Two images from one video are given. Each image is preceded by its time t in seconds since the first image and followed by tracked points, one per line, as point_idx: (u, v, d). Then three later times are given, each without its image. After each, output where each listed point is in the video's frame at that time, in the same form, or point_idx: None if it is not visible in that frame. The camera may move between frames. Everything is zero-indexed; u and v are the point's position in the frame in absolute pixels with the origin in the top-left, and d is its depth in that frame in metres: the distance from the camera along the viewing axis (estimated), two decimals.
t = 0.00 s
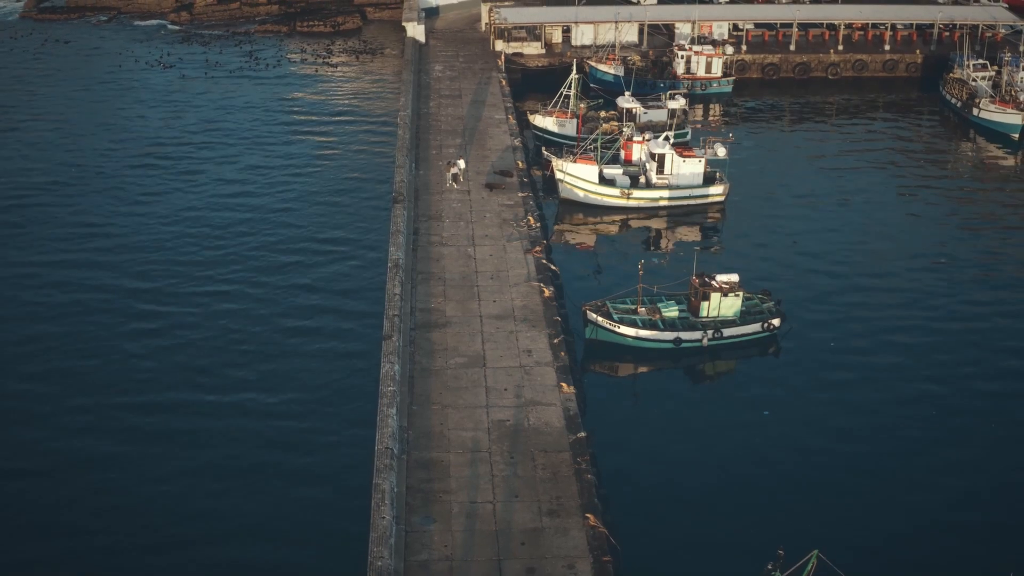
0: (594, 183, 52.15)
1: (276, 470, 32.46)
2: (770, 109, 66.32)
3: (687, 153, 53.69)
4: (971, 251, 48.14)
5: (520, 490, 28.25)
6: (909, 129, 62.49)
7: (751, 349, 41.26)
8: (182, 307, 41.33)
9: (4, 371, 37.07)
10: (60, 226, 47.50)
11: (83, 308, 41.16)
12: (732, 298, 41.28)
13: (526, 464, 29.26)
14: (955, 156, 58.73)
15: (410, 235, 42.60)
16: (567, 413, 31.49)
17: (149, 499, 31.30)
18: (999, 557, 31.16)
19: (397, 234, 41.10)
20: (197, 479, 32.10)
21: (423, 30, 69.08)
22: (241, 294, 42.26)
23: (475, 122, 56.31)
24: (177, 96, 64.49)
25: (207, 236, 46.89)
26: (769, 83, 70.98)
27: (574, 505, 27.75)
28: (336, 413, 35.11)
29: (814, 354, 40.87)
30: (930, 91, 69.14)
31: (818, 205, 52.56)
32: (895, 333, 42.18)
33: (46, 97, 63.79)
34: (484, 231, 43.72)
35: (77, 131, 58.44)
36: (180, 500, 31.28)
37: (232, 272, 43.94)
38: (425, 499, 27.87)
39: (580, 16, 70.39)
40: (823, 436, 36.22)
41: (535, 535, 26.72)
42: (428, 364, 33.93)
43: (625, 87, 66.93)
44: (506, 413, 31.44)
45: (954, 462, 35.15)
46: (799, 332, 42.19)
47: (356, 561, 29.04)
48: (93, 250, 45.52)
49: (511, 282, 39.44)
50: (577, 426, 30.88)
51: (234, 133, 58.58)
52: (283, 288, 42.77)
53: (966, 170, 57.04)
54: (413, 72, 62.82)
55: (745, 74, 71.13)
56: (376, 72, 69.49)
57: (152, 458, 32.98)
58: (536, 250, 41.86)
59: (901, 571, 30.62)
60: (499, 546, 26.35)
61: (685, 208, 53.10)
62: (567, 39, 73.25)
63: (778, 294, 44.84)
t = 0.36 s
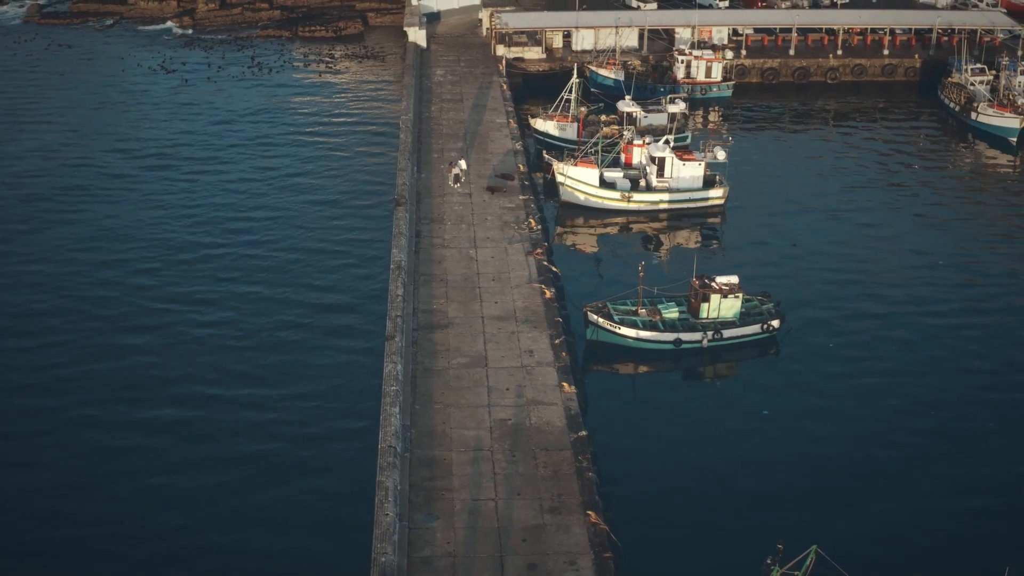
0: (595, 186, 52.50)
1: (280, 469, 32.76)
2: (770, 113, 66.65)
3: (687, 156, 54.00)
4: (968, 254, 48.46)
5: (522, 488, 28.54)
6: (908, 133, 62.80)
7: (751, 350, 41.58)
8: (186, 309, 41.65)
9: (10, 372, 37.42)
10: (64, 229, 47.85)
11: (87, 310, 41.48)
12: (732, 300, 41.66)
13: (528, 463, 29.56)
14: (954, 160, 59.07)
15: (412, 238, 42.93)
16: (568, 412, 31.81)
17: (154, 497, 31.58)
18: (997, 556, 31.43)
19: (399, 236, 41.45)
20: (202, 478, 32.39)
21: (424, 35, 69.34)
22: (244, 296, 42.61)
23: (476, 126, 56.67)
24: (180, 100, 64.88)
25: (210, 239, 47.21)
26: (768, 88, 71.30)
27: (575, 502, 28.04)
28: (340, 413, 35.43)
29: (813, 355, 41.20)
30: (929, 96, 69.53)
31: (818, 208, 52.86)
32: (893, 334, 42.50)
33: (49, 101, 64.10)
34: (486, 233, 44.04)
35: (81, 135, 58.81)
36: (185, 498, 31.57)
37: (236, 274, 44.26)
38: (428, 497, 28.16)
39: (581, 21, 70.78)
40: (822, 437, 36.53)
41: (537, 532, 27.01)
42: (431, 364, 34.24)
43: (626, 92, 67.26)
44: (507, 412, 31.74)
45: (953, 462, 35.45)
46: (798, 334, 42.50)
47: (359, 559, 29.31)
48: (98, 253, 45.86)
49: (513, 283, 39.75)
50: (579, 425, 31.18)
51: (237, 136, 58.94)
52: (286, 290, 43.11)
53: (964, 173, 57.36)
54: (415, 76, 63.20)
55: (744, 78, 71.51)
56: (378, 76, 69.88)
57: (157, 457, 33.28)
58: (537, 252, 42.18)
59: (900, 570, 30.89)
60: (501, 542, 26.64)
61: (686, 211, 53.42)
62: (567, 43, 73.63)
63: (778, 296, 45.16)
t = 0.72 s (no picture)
0: (595, 190, 52.88)
1: (284, 468, 33.04)
2: (769, 118, 67.06)
3: (686, 160, 54.40)
4: (966, 257, 48.81)
5: (524, 487, 28.85)
6: (906, 137, 63.20)
7: (750, 351, 41.93)
8: (190, 311, 41.97)
9: (15, 372, 37.71)
10: (68, 232, 48.20)
11: (92, 311, 41.81)
12: (731, 302, 42.05)
13: (529, 461, 29.89)
14: (951, 164, 59.46)
15: (414, 240, 43.30)
16: (569, 412, 32.15)
17: (159, 496, 31.86)
18: (995, 556, 31.70)
19: (402, 239, 41.83)
20: (206, 477, 32.68)
21: (425, 40, 69.97)
22: (247, 298, 42.94)
23: (477, 130, 57.08)
24: (183, 105, 65.26)
25: (214, 242, 47.56)
26: (768, 93, 71.73)
27: (576, 500, 28.37)
28: (343, 413, 35.74)
29: (812, 357, 41.53)
30: (927, 100, 69.95)
31: (817, 212, 53.24)
32: (892, 336, 42.84)
33: (53, 106, 64.48)
34: (487, 236, 44.41)
35: (85, 139, 59.18)
36: (190, 497, 31.84)
37: (239, 276, 44.60)
38: (431, 495, 28.49)
39: (581, 26, 71.22)
40: (820, 438, 36.84)
41: (539, 529, 27.32)
42: (433, 364, 34.58)
43: (626, 97, 67.68)
44: (509, 412, 32.08)
45: (951, 463, 35.74)
46: (797, 336, 42.85)
47: (363, 557, 29.59)
48: (102, 255, 46.20)
49: (514, 286, 40.12)
50: (579, 424, 31.53)
51: (240, 141, 59.32)
52: (288, 292, 43.44)
53: (962, 177, 57.73)
54: (416, 81, 63.64)
55: (744, 83, 71.95)
56: (379, 81, 70.30)
57: (162, 456, 33.57)
58: (538, 254, 42.55)
59: (897, 569, 31.18)
60: (503, 540, 26.95)
61: (685, 215, 53.80)
62: (567, 49, 74.09)
63: (776, 299, 45.52)
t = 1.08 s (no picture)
0: (595, 194, 53.22)
1: (287, 467, 33.29)
2: (768, 122, 67.44)
3: (686, 164, 54.76)
4: (964, 260, 49.10)
5: (525, 485, 29.14)
6: (905, 142, 63.57)
7: (749, 353, 42.20)
8: (193, 312, 42.24)
9: (19, 374, 37.97)
10: (72, 235, 48.49)
11: (95, 313, 42.08)
12: (731, 304, 42.34)
13: (530, 461, 30.17)
14: (950, 168, 59.78)
15: (415, 243, 43.62)
16: (570, 412, 32.45)
17: (163, 495, 32.09)
18: (993, 555, 31.97)
19: (404, 242, 42.18)
20: (210, 476, 32.91)
21: (426, 45, 70.52)
22: (250, 300, 43.22)
23: (478, 134, 57.44)
24: (185, 109, 65.63)
25: (216, 245, 47.85)
26: (767, 97, 72.12)
27: (577, 499, 28.65)
28: (346, 413, 35.96)
29: (811, 359, 41.81)
30: (925, 105, 70.33)
31: (816, 215, 53.57)
32: (891, 339, 43.13)
33: (56, 110, 64.83)
34: (488, 239, 44.73)
35: (88, 143, 59.52)
36: (193, 496, 32.08)
37: (242, 279, 44.87)
38: (433, 493, 28.78)
39: (581, 31, 71.68)
40: (819, 439, 37.10)
41: (540, 528, 27.58)
42: (435, 365, 34.89)
43: (626, 101, 68.06)
44: (510, 412, 32.37)
45: (950, 464, 35.99)
46: (796, 338, 43.13)
47: (366, 555, 29.84)
48: (105, 258, 46.48)
49: (516, 288, 40.43)
50: (580, 424, 31.83)
51: (242, 145, 59.66)
52: (291, 295, 43.72)
53: (961, 182, 58.04)
54: (418, 86, 64.02)
55: (743, 88, 72.39)
56: (380, 86, 70.69)
57: (165, 455, 33.80)
58: (539, 257, 42.88)
59: (894, 568, 31.43)
60: (504, 538, 27.21)
61: (685, 218, 54.11)
62: (567, 54, 74.51)
63: (775, 301, 45.81)
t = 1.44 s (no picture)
0: (596, 197, 53.57)
1: (291, 468, 33.64)
2: (767, 127, 67.81)
3: (686, 168, 55.10)
4: (962, 264, 49.42)
5: (527, 483, 29.45)
6: (903, 146, 63.98)
7: (749, 355, 42.53)
8: (197, 315, 42.55)
9: (24, 378, 38.28)
10: (77, 240, 48.83)
11: (101, 316, 42.41)
12: (731, 306, 42.66)
13: (532, 459, 30.49)
14: (948, 172, 60.15)
15: (417, 246, 43.97)
16: (572, 412, 32.77)
17: (169, 498, 32.42)
18: (991, 555, 32.28)
19: (406, 245, 42.54)
20: (215, 479, 33.25)
21: (428, 51, 71.00)
22: (254, 303, 43.55)
23: (480, 139, 57.81)
24: (188, 114, 65.99)
25: (220, 249, 48.18)
26: (766, 103, 72.50)
27: (579, 497, 28.96)
28: (349, 414, 36.28)
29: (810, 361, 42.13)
30: (923, 110, 70.74)
31: (815, 219, 53.90)
32: (889, 341, 43.46)
33: (59, 116, 65.21)
34: (489, 242, 45.07)
35: (91, 148, 59.88)
36: (199, 499, 32.40)
37: (245, 282, 45.19)
38: (436, 492, 29.10)
39: (581, 36, 72.11)
40: (818, 440, 37.42)
41: (542, 525, 27.88)
42: (437, 365, 35.23)
43: (626, 106, 68.43)
44: (512, 412, 32.70)
45: (948, 465, 36.30)
46: (796, 341, 43.46)
47: (371, 556, 30.16)
48: (109, 263, 46.83)
49: (517, 290, 40.77)
50: (581, 423, 32.15)
51: (244, 149, 60.01)
52: (294, 298, 44.06)
53: (959, 186, 58.40)
54: (419, 91, 64.43)
55: (743, 93, 72.80)
56: (382, 91, 71.08)
57: (170, 459, 34.13)
58: (540, 260, 43.21)
59: (892, 568, 31.76)
60: (506, 535, 27.51)
61: (685, 222, 54.43)
62: (568, 59, 74.91)
63: (775, 304, 46.14)
